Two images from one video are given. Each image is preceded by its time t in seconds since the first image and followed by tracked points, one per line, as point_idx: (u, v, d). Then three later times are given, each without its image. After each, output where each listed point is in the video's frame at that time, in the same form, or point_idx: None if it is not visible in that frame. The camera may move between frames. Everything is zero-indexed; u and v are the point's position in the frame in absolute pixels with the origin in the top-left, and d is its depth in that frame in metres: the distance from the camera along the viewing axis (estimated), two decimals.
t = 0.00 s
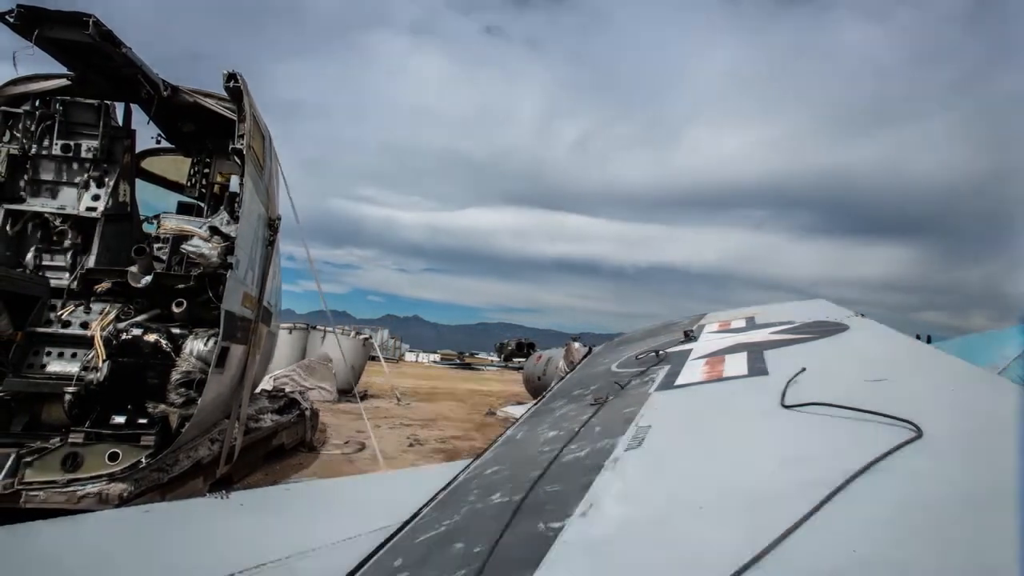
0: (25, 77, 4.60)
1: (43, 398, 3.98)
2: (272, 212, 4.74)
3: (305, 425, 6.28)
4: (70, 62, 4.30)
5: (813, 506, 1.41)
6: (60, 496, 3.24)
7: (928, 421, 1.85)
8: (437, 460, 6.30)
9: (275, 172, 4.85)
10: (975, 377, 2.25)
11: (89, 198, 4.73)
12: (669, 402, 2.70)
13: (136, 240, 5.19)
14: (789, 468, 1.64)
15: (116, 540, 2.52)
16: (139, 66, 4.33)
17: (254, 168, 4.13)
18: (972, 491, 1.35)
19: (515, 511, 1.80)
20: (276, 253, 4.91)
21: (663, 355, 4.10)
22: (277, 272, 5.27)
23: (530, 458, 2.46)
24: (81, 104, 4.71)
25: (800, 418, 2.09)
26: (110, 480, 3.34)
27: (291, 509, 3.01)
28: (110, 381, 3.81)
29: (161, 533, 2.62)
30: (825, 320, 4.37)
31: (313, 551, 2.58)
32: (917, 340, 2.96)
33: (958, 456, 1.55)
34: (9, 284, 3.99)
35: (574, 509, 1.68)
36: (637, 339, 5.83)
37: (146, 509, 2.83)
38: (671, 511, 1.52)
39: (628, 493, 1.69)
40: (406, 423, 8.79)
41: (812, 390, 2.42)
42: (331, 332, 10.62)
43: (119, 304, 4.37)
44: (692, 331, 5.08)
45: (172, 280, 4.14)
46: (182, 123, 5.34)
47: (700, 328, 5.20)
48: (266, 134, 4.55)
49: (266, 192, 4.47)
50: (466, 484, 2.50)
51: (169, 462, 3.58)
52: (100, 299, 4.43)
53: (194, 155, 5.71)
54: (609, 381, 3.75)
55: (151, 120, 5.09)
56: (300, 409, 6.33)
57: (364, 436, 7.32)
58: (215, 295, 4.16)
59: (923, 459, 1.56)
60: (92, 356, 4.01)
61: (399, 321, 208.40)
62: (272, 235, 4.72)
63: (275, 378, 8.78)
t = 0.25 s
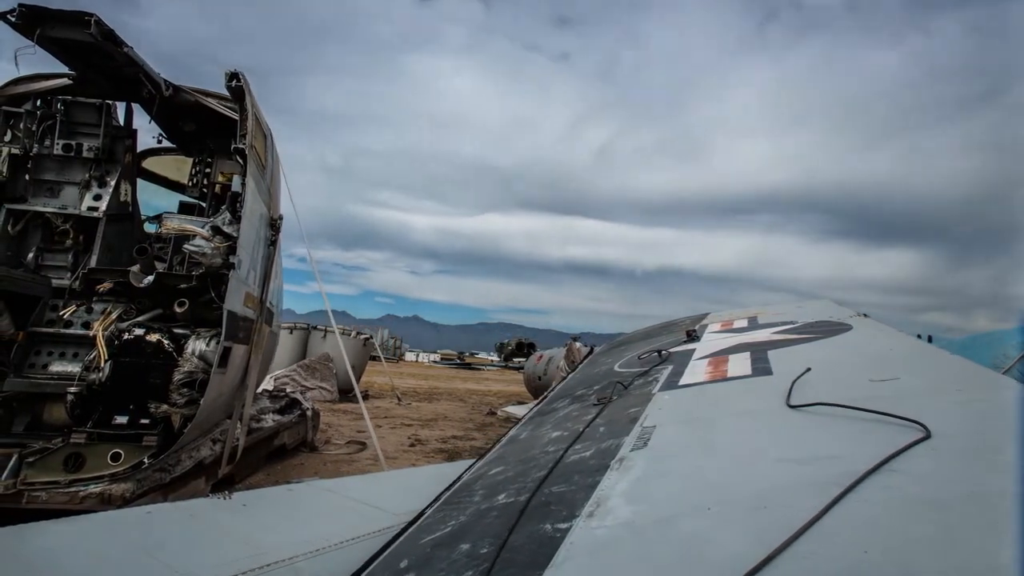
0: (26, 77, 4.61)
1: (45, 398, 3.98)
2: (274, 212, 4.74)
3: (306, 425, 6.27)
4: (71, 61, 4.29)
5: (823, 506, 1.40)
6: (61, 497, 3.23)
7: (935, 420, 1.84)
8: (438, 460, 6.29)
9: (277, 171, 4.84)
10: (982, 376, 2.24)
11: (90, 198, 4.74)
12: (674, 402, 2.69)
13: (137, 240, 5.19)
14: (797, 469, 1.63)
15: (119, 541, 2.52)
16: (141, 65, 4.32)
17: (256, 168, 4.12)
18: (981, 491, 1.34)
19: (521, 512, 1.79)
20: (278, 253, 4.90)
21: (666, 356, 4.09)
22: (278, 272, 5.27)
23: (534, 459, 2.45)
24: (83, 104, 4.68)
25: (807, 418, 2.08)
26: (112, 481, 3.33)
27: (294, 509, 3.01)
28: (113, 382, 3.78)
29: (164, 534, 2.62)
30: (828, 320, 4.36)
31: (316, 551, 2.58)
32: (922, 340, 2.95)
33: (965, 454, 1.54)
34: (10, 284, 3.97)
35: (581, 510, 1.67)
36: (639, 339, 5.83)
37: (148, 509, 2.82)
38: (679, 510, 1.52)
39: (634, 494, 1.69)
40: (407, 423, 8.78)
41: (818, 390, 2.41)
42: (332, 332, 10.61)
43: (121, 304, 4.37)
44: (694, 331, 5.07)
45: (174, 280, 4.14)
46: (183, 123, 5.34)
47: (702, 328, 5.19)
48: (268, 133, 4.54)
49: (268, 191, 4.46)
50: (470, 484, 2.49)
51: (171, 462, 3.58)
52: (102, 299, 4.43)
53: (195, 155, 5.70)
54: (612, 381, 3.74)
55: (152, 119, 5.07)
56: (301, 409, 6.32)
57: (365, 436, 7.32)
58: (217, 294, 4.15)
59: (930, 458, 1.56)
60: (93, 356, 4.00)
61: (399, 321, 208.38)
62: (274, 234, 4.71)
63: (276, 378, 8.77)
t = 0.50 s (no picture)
0: (26, 77, 4.65)
1: (47, 399, 3.97)
2: (276, 212, 4.73)
3: (307, 426, 6.26)
4: (73, 61, 4.29)
5: (833, 507, 1.39)
6: (63, 497, 3.21)
7: (943, 420, 1.83)
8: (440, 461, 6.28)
9: (279, 171, 4.84)
10: (989, 377, 2.23)
11: (91, 198, 4.74)
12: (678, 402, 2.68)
13: (139, 241, 5.16)
14: (806, 470, 1.63)
15: (122, 541, 2.51)
16: (142, 65, 4.31)
17: (258, 168, 4.11)
18: (993, 492, 1.33)
19: (528, 513, 1.78)
20: (280, 253, 4.89)
21: (668, 356, 4.09)
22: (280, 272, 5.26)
23: (538, 460, 2.45)
24: (85, 103, 4.66)
25: (814, 419, 2.08)
26: (114, 482, 3.32)
27: (297, 509, 3.00)
28: (115, 382, 3.77)
29: (167, 534, 2.61)
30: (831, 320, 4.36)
31: (320, 552, 2.57)
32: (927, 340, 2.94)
33: (975, 455, 1.53)
34: (12, 284, 3.96)
35: (588, 511, 1.66)
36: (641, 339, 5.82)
37: (151, 510, 2.82)
38: (687, 512, 1.51)
39: (641, 495, 1.68)
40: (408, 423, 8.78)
41: (824, 390, 2.41)
42: (332, 332, 10.61)
43: (122, 304, 4.37)
44: (696, 331, 5.06)
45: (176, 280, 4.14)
46: (184, 123, 5.33)
47: (704, 328, 5.18)
48: (270, 133, 4.53)
49: (270, 191, 4.45)
50: (474, 485, 2.48)
51: (173, 463, 3.57)
52: (104, 299, 4.43)
53: (197, 155, 5.70)
54: (615, 381, 3.74)
55: (154, 119, 5.06)
56: (302, 409, 6.32)
57: (366, 437, 7.31)
58: (219, 294, 4.16)
59: (940, 459, 1.55)
60: (95, 356, 3.99)
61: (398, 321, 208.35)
62: (276, 234, 4.71)
63: (277, 378, 8.76)
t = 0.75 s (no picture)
0: (28, 76, 4.63)
1: (48, 399, 3.97)
2: (278, 212, 4.72)
3: (309, 426, 6.26)
4: (75, 60, 4.28)
5: (845, 509, 1.38)
6: (65, 498, 3.21)
7: (952, 422, 1.82)
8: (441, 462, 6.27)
9: (281, 171, 4.83)
10: (996, 378, 2.23)
11: (93, 198, 4.73)
12: (683, 402, 2.68)
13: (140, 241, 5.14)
14: (815, 472, 1.62)
15: (125, 541, 2.51)
16: (144, 65, 4.30)
17: (261, 168, 4.10)
18: (1003, 497, 1.32)
19: (534, 514, 1.78)
20: (281, 253, 4.89)
21: (671, 355, 4.08)
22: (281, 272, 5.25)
23: (543, 460, 2.44)
24: (86, 103, 4.64)
25: (820, 419, 2.07)
26: (116, 482, 3.32)
27: (300, 510, 2.99)
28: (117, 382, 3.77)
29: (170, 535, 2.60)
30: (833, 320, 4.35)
31: (323, 553, 2.56)
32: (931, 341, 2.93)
33: (986, 458, 1.52)
34: (15, 284, 3.95)
35: (595, 511, 1.66)
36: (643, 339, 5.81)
37: (154, 510, 2.81)
38: (696, 513, 1.50)
39: (648, 496, 1.67)
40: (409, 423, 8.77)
41: (830, 391, 2.40)
42: (333, 332, 10.60)
43: (124, 304, 4.37)
44: (699, 331, 5.06)
45: (178, 280, 4.13)
46: (186, 123, 5.33)
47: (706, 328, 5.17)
48: (272, 133, 4.52)
49: (272, 191, 4.44)
50: (479, 485, 2.47)
51: (175, 463, 3.55)
52: (106, 299, 4.43)
53: (198, 155, 5.69)
54: (618, 381, 3.73)
55: (156, 118, 5.05)
56: (304, 409, 6.31)
57: (367, 437, 7.31)
58: (221, 294, 4.15)
59: (951, 461, 1.54)
60: (97, 356, 3.99)
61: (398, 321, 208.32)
62: (278, 234, 4.70)
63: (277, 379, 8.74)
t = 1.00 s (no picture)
0: (30, 76, 4.60)
1: (50, 399, 3.96)
2: (280, 212, 4.71)
3: (310, 426, 6.25)
4: (76, 60, 4.27)
5: (855, 509, 1.37)
6: (68, 498, 3.20)
7: (961, 422, 1.81)
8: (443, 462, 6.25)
9: (283, 170, 4.82)
10: (1002, 377, 2.22)
11: (94, 198, 4.72)
12: (688, 403, 2.67)
13: (141, 241, 5.13)
14: (823, 472, 1.61)
15: (129, 543, 2.50)
16: (146, 64, 4.30)
17: (263, 168, 4.10)
18: (1017, 497, 1.31)
19: (540, 515, 1.77)
20: (283, 253, 4.88)
21: (674, 356, 4.07)
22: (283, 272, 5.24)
23: (548, 461, 2.42)
24: (88, 103, 4.65)
25: (827, 420, 2.06)
26: (119, 483, 3.32)
27: (304, 510, 2.98)
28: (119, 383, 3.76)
29: (173, 536, 2.59)
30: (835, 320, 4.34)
31: (326, 554, 2.55)
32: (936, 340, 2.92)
33: (996, 458, 1.51)
34: (16, 284, 3.94)
35: (602, 513, 1.65)
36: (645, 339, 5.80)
37: (157, 511, 2.80)
38: (705, 514, 1.50)
39: (656, 497, 1.66)
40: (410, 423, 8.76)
41: (836, 390, 2.39)
42: (334, 331, 10.59)
43: (126, 304, 4.35)
44: (701, 330, 5.05)
45: (180, 280, 4.12)
46: (187, 123, 5.32)
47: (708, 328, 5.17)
48: (274, 132, 4.52)
49: (273, 191, 4.43)
50: (483, 486, 2.46)
51: (177, 463, 3.55)
52: (107, 299, 4.40)
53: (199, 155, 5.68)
54: (621, 381, 3.72)
55: (157, 118, 5.04)
56: (305, 409, 6.30)
57: (368, 437, 7.30)
58: (224, 294, 4.14)
59: (961, 462, 1.53)
60: (99, 357, 3.98)
61: (398, 321, 208.29)
62: (279, 234, 4.69)
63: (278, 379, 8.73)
